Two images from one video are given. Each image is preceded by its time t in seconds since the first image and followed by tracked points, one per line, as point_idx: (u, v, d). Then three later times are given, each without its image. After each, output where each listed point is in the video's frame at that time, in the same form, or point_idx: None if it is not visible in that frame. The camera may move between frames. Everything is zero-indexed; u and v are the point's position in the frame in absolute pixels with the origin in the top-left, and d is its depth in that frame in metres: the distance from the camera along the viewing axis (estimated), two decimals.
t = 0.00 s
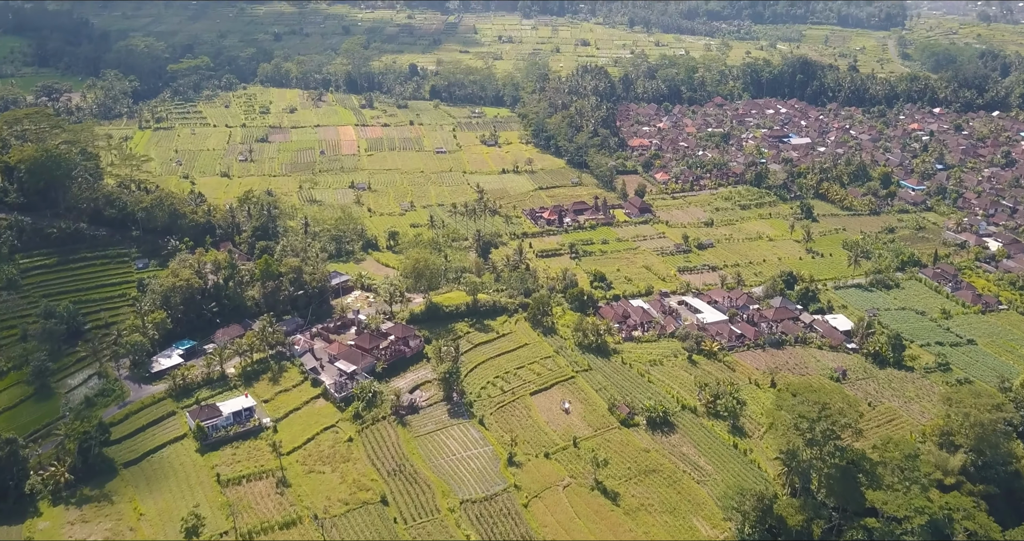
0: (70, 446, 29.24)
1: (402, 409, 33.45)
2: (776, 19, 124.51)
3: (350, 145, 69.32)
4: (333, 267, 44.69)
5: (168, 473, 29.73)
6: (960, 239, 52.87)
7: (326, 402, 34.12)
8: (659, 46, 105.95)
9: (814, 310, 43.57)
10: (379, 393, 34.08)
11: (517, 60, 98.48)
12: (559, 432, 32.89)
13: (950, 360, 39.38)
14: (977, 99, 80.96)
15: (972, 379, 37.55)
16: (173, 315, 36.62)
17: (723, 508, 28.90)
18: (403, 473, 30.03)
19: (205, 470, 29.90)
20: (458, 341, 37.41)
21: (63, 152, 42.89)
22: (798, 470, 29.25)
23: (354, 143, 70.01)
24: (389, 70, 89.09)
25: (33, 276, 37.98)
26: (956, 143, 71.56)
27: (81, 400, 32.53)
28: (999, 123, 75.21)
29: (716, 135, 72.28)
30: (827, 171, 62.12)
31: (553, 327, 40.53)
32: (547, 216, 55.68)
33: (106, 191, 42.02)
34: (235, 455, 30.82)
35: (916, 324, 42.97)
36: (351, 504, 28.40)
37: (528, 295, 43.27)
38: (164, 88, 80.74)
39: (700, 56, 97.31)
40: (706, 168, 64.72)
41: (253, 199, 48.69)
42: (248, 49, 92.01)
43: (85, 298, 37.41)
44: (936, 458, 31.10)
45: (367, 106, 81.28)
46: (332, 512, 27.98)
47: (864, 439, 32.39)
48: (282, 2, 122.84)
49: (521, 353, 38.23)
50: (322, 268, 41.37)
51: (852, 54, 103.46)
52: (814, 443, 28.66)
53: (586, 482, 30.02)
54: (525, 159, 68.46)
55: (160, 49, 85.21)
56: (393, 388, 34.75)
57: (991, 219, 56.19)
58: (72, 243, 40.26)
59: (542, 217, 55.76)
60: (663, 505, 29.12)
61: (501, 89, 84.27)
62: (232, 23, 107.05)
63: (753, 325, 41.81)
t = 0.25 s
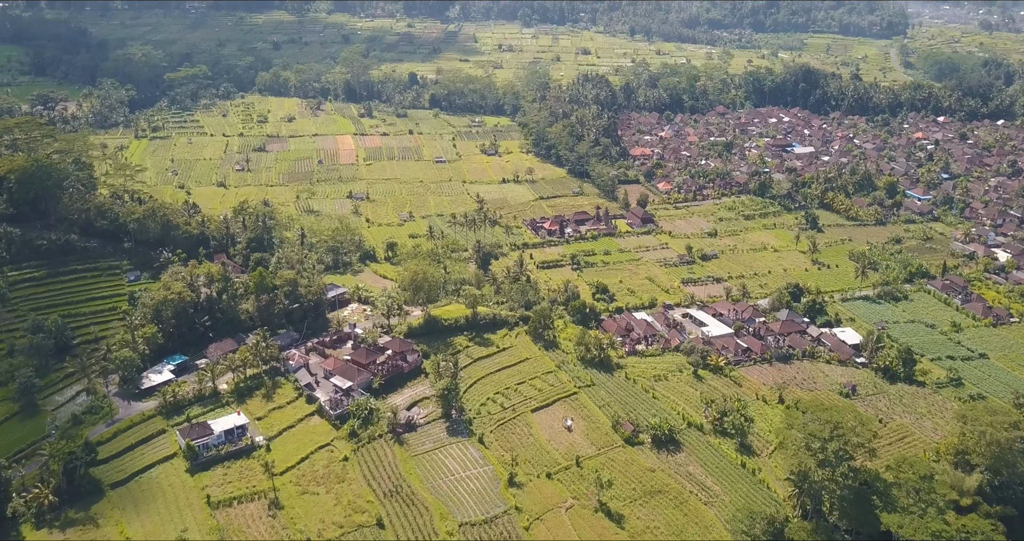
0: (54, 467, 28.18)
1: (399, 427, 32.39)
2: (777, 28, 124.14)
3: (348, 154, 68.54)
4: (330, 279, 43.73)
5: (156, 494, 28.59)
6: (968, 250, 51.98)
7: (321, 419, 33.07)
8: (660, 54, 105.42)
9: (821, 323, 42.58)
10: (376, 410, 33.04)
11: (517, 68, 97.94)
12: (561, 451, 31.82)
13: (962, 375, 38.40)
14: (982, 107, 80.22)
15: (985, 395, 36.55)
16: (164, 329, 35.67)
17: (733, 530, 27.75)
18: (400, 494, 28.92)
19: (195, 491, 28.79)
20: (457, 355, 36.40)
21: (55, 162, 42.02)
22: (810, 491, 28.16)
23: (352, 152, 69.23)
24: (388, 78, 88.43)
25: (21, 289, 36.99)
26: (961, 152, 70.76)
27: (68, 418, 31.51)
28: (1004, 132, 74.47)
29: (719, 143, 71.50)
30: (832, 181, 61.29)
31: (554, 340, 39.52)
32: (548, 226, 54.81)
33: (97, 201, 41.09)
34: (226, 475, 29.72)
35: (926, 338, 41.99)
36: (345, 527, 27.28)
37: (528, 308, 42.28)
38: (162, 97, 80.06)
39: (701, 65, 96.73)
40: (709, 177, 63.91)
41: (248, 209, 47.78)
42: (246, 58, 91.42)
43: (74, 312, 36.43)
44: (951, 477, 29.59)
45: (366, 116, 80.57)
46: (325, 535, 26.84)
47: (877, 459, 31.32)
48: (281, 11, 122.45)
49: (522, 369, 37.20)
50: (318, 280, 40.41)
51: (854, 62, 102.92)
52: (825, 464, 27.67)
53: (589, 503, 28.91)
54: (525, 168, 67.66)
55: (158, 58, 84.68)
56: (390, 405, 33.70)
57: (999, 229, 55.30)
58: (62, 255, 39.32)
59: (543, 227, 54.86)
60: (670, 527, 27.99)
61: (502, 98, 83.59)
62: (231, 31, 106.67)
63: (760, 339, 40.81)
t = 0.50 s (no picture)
0: (41, 485, 27.33)
1: (396, 442, 31.48)
2: (777, 35, 123.75)
3: (347, 162, 67.85)
4: (326, 289, 42.92)
5: (145, 512, 27.63)
6: (975, 259, 51.21)
7: (316, 434, 32.19)
8: (661, 61, 104.91)
9: (827, 334, 41.75)
10: (372, 425, 32.13)
11: (517, 76, 97.42)
12: (563, 467, 30.92)
13: (972, 387, 37.55)
14: (985, 114, 79.59)
15: (996, 409, 35.71)
16: (157, 342, 34.82)
17: None
18: (397, 512, 27.97)
19: (186, 509, 27.84)
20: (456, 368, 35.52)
21: (47, 170, 41.30)
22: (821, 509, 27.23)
23: (351, 160, 68.54)
24: (387, 86, 87.80)
25: (11, 299, 36.20)
26: (965, 159, 70.07)
27: (56, 433, 30.67)
28: (1008, 139, 73.82)
29: (721, 151, 70.84)
30: (836, 189, 60.58)
31: (555, 352, 38.67)
32: (548, 235, 54.06)
33: (89, 210, 40.28)
34: (218, 492, 28.77)
35: (934, 349, 41.15)
36: None
37: (529, 318, 41.44)
38: (159, 104, 79.43)
39: (702, 72, 96.16)
40: (712, 185, 63.21)
41: (244, 219, 47.01)
42: (244, 65, 90.83)
43: (65, 323, 35.62)
44: (964, 493, 28.64)
45: (365, 123, 79.94)
46: None
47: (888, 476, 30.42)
48: (280, 19, 122.03)
49: (523, 381, 36.32)
50: (314, 291, 39.59)
51: (856, 69, 102.41)
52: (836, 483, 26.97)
53: (592, 522, 27.97)
54: (526, 176, 66.94)
55: (156, 65, 84.18)
56: (387, 420, 32.81)
57: (1006, 237, 54.53)
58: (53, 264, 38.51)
59: (544, 236, 54.09)
60: None
61: (501, 105, 82.98)
62: (230, 39, 106.27)
63: (765, 351, 39.96)
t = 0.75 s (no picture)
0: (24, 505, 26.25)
1: (393, 459, 30.51)
2: (779, 43, 123.30)
3: (345, 170, 67.10)
4: (323, 301, 42.04)
5: (132, 533, 26.60)
6: (983, 269, 50.35)
7: (310, 451, 31.24)
8: (662, 69, 104.40)
9: (835, 346, 40.84)
10: (369, 441, 31.17)
11: (517, 83, 96.88)
12: (566, 485, 29.98)
13: (984, 401, 36.62)
14: (990, 122, 78.94)
15: (1010, 424, 34.78)
16: (148, 355, 33.91)
17: None
18: (393, 532, 26.98)
19: (175, 529, 26.84)
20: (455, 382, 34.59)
21: (38, 179, 40.52)
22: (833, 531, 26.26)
23: (350, 168, 67.81)
24: (387, 93, 87.20)
25: None
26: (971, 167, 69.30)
27: (43, 450, 29.75)
28: (1013, 147, 73.09)
29: (723, 159, 70.12)
30: (841, 198, 59.79)
31: (557, 365, 37.75)
32: (549, 244, 53.25)
33: (81, 220, 39.45)
34: (209, 511, 27.77)
35: (944, 361, 40.24)
36: None
37: (530, 330, 40.53)
38: (157, 112, 78.81)
39: (704, 80, 95.57)
40: (714, 194, 62.44)
41: (240, 229, 46.21)
42: (243, 73, 90.33)
43: (54, 336, 34.74)
44: (980, 513, 27.23)
45: (364, 131, 79.29)
46: None
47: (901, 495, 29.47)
48: (280, 27, 121.66)
49: (524, 396, 35.41)
50: (310, 302, 38.71)
51: (858, 77, 101.85)
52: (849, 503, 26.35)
53: None
54: (526, 184, 66.17)
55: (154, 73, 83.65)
56: (385, 436, 31.86)
57: (1014, 246, 53.67)
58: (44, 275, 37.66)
59: (545, 245, 53.30)
60: None
61: (502, 113, 82.33)
62: (229, 46, 105.85)
63: (772, 364, 39.04)
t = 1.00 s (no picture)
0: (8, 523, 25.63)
1: (390, 475, 29.63)
2: (780, 49, 122.89)
3: (344, 178, 66.39)
4: (319, 311, 41.23)
5: None
6: (990, 278, 49.58)
7: (305, 467, 30.34)
8: (663, 76, 103.90)
9: (841, 358, 40.03)
10: (365, 457, 30.26)
11: (517, 91, 96.35)
12: (567, 502, 29.09)
13: (996, 414, 35.78)
14: (993, 130, 78.31)
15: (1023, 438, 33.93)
16: (139, 368, 33.04)
17: None
18: None
19: None
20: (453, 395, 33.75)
21: (29, 188, 39.77)
22: None
23: (348, 175, 67.13)
24: (386, 101, 86.61)
25: None
26: (976, 175, 68.59)
27: (30, 466, 28.88)
28: (1018, 155, 72.42)
29: (725, 167, 69.44)
30: (845, 206, 59.04)
31: (559, 377, 36.90)
32: (550, 253, 52.51)
33: (73, 229, 38.72)
34: (199, 530, 26.83)
35: (954, 373, 39.39)
36: None
37: (530, 341, 39.71)
38: (154, 119, 78.20)
39: (705, 87, 94.99)
40: (717, 202, 61.72)
41: (236, 238, 45.45)
42: (241, 81, 89.80)
43: (44, 348, 33.93)
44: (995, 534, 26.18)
45: (363, 138, 78.66)
46: None
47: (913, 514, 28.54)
48: (279, 34, 121.31)
49: (524, 409, 34.57)
50: (306, 313, 37.90)
51: (860, 84, 101.32)
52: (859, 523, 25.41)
53: None
54: (526, 192, 65.45)
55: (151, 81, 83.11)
56: (381, 451, 30.99)
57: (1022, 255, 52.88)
58: (34, 286, 36.86)
59: (545, 254, 52.54)
60: None
61: (502, 121, 81.72)
62: (227, 54, 105.38)
63: (777, 376, 38.19)
